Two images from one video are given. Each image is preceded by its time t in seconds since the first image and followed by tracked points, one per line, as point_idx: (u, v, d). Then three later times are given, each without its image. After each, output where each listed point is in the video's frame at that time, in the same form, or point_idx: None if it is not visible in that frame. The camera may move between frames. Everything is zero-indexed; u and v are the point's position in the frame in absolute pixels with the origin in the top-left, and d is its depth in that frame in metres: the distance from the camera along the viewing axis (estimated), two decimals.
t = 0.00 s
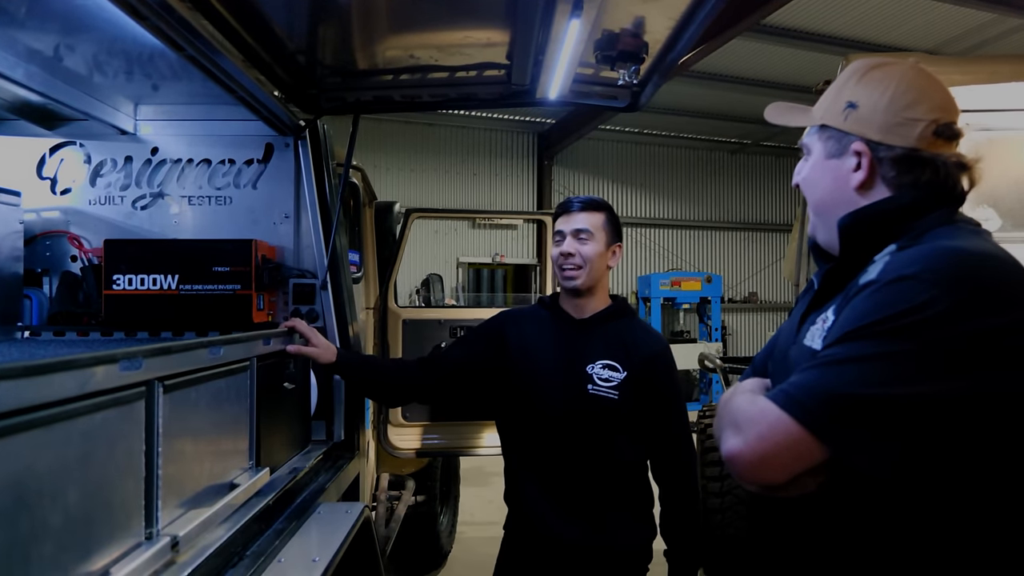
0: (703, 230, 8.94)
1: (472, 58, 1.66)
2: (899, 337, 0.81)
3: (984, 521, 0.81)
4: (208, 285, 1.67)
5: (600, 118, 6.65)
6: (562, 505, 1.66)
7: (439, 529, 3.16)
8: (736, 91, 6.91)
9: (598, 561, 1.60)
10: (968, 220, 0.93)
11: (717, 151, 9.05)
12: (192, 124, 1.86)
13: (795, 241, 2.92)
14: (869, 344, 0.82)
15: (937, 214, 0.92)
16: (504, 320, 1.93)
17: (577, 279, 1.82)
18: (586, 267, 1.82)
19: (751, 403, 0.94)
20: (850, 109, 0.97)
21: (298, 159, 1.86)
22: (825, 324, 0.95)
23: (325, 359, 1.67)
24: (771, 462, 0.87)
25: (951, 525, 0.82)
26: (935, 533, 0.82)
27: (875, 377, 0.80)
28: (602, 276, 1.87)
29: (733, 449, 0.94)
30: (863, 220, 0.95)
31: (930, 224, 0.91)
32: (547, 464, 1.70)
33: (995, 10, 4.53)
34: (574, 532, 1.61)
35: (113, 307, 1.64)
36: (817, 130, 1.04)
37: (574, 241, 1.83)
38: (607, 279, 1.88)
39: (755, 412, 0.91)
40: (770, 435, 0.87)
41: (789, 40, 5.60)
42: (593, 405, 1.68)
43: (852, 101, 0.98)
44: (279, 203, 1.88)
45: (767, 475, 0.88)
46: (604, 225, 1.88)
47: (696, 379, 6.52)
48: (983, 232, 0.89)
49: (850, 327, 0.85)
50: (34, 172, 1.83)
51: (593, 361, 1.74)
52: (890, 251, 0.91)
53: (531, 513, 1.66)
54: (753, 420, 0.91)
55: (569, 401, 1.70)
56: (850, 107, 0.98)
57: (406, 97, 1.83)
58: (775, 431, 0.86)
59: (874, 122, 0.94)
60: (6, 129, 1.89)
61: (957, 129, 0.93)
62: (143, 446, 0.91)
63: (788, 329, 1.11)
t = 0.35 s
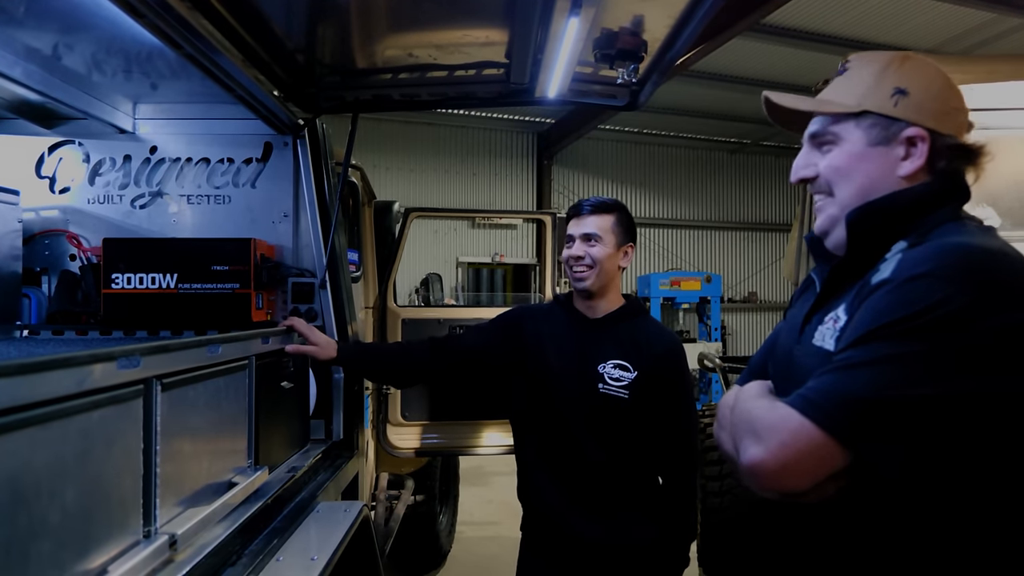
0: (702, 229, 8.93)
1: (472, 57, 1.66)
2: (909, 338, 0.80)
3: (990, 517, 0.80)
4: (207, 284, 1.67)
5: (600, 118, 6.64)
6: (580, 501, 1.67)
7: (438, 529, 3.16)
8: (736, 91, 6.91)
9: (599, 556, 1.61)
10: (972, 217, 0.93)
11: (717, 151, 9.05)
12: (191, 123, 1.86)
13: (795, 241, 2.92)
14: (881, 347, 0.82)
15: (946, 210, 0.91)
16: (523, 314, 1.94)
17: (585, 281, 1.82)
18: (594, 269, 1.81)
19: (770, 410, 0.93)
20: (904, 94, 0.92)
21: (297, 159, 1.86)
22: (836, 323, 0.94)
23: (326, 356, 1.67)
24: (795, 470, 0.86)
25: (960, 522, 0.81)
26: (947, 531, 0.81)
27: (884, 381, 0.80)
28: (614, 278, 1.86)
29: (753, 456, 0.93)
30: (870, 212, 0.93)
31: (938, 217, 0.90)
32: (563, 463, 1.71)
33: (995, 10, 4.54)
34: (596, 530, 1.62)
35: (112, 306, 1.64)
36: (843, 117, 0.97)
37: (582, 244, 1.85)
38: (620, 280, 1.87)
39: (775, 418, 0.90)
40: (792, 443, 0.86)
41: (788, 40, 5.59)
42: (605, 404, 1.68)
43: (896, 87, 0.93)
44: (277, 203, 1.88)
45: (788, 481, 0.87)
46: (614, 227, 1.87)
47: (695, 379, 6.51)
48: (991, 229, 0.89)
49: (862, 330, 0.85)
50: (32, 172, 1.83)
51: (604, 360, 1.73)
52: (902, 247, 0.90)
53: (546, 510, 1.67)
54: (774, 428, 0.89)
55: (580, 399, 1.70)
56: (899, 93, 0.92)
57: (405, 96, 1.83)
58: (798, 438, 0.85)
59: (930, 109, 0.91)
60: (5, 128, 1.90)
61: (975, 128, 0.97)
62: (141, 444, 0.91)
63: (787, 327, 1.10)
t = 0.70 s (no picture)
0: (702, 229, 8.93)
1: (471, 55, 1.65)
2: (948, 336, 0.75)
3: (999, 526, 0.78)
4: (205, 282, 1.67)
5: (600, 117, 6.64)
6: (581, 499, 1.67)
7: (438, 528, 3.15)
8: (736, 91, 6.91)
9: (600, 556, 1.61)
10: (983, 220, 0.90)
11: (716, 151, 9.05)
12: (189, 122, 1.86)
13: (796, 241, 2.92)
14: (921, 344, 0.76)
15: (965, 211, 0.89)
16: (524, 316, 1.93)
17: (581, 281, 1.81)
18: (589, 268, 1.81)
19: (803, 406, 0.83)
20: (947, 92, 0.88)
21: (295, 157, 1.86)
22: (859, 322, 0.89)
23: (325, 351, 1.68)
24: (842, 470, 0.77)
25: (975, 531, 0.78)
26: (968, 537, 0.78)
27: (920, 379, 0.74)
28: (610, 276, 1.85)
29: (784, 457, 0.83)
30: (893, 210, 0.89)
31: (959, 217, 0.88)
32: (564, 459, 1.72)
33: (994, 10, 4.55)
34: (599, 528, 1.62)
35: (111, 305, 1.65)
36: (880, 102, 0.91)
37: (576, 243, 1.84)
38: (615, 278, 1.86)
39: (812, 415, 0.81)
40: (840, 441, 0.77)
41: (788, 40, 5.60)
42: (607, 403, 1.68)
43: (937, 83, 0.89)
44: (277, 202, 1.87)
45: (825, 484, 0.79)
46: (607, 226, 1.86)
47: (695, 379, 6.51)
48: (1010, 230, 0.87)
49: (900, 327, 0.79)
50: (30, 170, 1.82)
51: (604, 360, 1.73)
52: (933, 244, 0.85)
53: (546, 504, 1.69)
54: (814, 425, 0.80)
55: (578, 396, 1.71)
56: (942, 90, 0.88)
57: (404, 95, 1.82)
58: (847, 435, 0.77)
59: (964, 116, 0.88)
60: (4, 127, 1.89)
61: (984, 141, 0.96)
62: (139, 443, 0.90)
63: (786, 324, 1.07)
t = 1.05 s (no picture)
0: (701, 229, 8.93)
1: (470, 55, 1.66)
2: (937, 330, 0.75)
3: (999, 520, 0.78)
4: (204, 282, 1.67)
5: (599, 118, 6.64)
6: (581, 499, 1.67)
7: (437, 528, 3.15)
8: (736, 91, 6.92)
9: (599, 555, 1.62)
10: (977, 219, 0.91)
11: (716, 151, 9.06)
12: (189, 122, 1.86)
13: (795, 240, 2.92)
14: (911, 339, 0.75)
15: (955, 210, 0.89)
16: (521, 317, 1.93)
17: (581, 286, 1.80)
18: (590, 274, 1.80)
19: (796, 399, 0.82)
20: (960, 94, 0.89)
21: (294, 157, 1.86)
22: (849, 318, 0.88)
23: (325, 347, 1.68)
24: (834, 465, 0.75)
25: (968, 526, 0.79)
26: (964, 536, 0.79)
27: (914, 374, 0.74)
28: (609, 281, 1.85)
29: (775, 451, 0.81)
30: (886, 206, 0.89)
31: (950, 217, 0.88)
32: (566, 461, 1.70)
33: (994, 10, 4.54)
34: (596, 528, 1.62)
35: (111, 305, 1.65)
36: (897, 96, 0.90)
37: (575, 250, 1.83)
38: (614, 283, 1.85)
39: (806, 409, 0.79)
40: (833, 434, 0.75)
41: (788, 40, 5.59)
42: (609, 404, 1.68)
43: (952, 85, 0.89)
44: (276, 202, 1.87)
45: (816, 479, 0.77)
46: (606, 231, 1.86)
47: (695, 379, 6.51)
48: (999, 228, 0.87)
49: (893, 321, 0.78)
50: (29, 170, 1.82)
51: (604, 361, 1.73)
52: (924, 241, 0.85)
53: (546, 507, 1.68)
54: (806, 418, 0.78)
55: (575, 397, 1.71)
56: (956, 92, 0.89)
57: (403, 95, 1.82)
58: (840, 429, 0.75)
59: (972, 120, 0.89)
60: (3, 127, 1.89)
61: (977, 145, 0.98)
62: (138, 443, 0.90)
63: (775, 320, 1.07)
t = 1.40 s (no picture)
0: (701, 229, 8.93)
1: (470, 56, 1.66)
2: (942, 332, 0.75)
3: (1000, 520, 0.79)
4: (205, 282, 1.67)
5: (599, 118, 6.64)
6: (581, 494, 1.67)
7: (437, 528, 3.15)
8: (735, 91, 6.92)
9: (599, 553, 1.63)
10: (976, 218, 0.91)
11: (715, 151, 9.06)
12: (190, 122, 1.86)
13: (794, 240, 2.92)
14: (915, 341, 0.76)
15: (952, 210, 0.89)
16: (518, 316, 1.90)
17: (589, 288, 1.78)
18: (601, 276, 1.78)
19: (800, 403, 0.82)
20: (946, 91, 0.89)
21: (295, 157, 1.86)
22: (851, 318, 0.88)
23: (321, 339, 1.67)
24: (842, 468, 0.76)
25: (966, 525, 0.79)
26: (964, 536, 0.79)
27: (920, 376, 0.74)
28: (614, 287, 1.84)
29: (783, 455, 0.82)
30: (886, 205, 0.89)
31: (948, 216, 0.89)
32: (567, 460, 1.70)
33: (994, 10, 4.54)
34: (596, 524, 1.63)
35: (112, 305, 1.65)
36: (882, 97, 0.91)
37: (590, 251, 1.81)
38: (618, 290, 1.85)
39: (812, 412, 0.80)
40: (841, 438, 0.76)
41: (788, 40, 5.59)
42: (617, 398, 1.70)
43: (937, 81, 0.89)
44: (277, 202, 1.87)
45: (826, 482, 0.77)
46: (619, 237, 1.86)
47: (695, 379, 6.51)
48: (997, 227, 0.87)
49: (897, 323, 0.78)
50: (30, 170, 1.82)
51: (609, 357, 1.73)
52: (927, 241, 0.85)
53: (547, 504, 1.67)
54: (813, 422, 0.79)
55: (575, 396, 1.71)
56: (942, 88, 0.89)
57: (404, 95, 1.82)
58: (848, 432, 0.76)
59: (961, 114, 0.89)
60: (4, 127, 1.89)
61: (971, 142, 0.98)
62: (139, 443, 0.90)
63: (773, 322, 1.06)
